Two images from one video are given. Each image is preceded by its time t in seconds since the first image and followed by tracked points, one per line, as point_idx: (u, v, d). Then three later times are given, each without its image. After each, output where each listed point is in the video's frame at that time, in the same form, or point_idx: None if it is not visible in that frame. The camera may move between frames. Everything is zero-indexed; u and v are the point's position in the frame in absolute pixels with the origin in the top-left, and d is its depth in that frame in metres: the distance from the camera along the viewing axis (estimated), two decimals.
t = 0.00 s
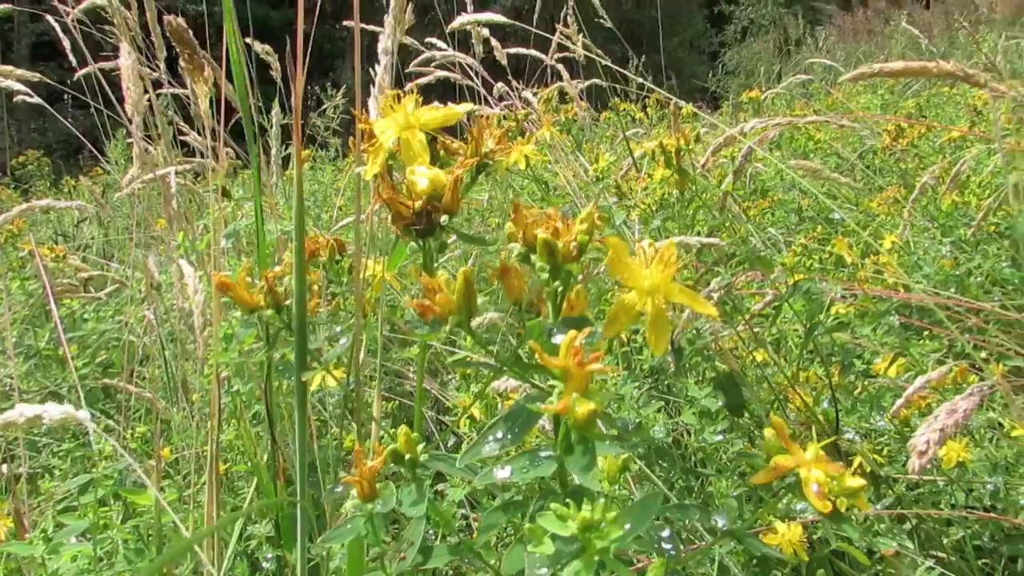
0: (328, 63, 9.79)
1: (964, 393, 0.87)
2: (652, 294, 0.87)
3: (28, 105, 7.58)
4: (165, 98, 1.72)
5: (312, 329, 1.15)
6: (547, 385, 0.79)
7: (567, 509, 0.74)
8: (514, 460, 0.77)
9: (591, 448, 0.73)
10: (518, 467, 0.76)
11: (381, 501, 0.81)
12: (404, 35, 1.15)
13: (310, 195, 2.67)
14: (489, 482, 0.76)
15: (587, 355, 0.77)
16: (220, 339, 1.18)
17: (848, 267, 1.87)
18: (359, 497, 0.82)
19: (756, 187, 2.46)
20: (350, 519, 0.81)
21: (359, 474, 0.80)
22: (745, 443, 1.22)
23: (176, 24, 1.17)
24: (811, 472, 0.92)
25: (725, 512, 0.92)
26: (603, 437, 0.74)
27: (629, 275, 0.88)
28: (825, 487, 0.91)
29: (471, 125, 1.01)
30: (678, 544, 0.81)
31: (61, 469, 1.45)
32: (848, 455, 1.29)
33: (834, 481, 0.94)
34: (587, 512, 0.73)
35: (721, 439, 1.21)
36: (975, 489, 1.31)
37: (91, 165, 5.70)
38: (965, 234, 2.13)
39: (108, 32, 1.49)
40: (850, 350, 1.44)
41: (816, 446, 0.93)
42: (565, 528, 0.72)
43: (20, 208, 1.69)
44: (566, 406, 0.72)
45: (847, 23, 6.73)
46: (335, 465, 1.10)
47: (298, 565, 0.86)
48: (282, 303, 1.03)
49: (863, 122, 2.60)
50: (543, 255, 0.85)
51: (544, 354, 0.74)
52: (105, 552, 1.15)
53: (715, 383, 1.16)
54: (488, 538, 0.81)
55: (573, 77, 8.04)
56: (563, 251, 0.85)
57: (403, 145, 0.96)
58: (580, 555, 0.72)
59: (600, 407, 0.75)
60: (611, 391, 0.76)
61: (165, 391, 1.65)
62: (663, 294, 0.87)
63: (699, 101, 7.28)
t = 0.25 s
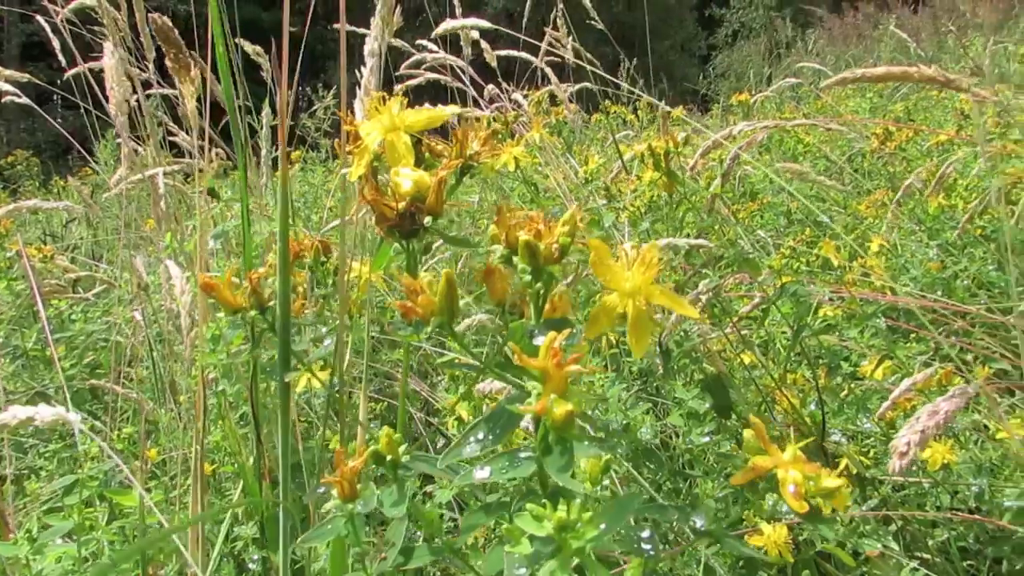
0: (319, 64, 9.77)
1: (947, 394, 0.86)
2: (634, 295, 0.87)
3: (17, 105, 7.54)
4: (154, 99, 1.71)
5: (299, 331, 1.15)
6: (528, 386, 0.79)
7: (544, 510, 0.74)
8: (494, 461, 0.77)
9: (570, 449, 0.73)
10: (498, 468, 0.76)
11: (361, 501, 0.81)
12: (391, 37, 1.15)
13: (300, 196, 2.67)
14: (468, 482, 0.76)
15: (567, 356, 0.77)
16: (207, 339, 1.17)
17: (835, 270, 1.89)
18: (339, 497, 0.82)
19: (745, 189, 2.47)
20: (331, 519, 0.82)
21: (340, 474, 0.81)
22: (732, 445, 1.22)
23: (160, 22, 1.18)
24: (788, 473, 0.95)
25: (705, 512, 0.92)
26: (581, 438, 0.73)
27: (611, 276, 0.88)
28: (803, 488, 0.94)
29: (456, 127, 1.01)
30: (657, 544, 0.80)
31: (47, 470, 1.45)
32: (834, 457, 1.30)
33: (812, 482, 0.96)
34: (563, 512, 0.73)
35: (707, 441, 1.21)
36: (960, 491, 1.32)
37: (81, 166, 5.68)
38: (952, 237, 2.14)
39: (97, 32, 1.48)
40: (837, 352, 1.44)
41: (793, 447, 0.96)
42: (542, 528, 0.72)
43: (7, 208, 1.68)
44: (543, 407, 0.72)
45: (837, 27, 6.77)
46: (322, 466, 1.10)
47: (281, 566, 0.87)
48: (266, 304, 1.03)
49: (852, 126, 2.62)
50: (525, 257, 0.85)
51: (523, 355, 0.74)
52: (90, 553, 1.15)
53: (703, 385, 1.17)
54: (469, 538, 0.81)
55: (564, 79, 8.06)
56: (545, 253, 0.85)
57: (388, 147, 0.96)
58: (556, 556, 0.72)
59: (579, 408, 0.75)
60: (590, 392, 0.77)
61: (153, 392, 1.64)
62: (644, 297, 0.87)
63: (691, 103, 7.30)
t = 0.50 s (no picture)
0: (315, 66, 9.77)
1: (936, 395, 0.86)
2: (618, 300, 0.88)
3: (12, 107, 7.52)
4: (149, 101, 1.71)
5: (291, 333, 1.15)
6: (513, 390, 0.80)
7: (528, 512, 0.75)
8: (480, 464, 0.78)
9: (554, 452, 0.74)
10: (484, 472, 0.77)
11: (350, 504, 0.81)
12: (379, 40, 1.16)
13: (295, 198, 2.66)
14: (455, 485, 0.77)
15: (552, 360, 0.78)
16: (200, 343, 1.17)
17: (829, 272, 1.89)
18: (328, 500, 0.82)
19: (740, 191, 2.48)
20: (320, 522, 0.82)
21: (329, 478, 0.82)
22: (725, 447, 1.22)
23: (147, 28, 1.16)
24: (772, 475, 0.96)
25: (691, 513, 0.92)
26: (566, 442, 0.74)
27: (596, 281, 0.89)
28: (786, 489, 0.94)
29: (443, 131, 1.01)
30: (645, 547, 0.82)
31: (41, 473, 1.44)
32: (828, 459, 1.30)
33: (794, 484, 0.96)
34: (547, 515, 0.74)
35: (701, 443, 1.20)
36: (953, 493, 1.32)
37: (74, 168, 5.67)
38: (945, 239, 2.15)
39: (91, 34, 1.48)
40: (830, 354, 1.45)
41: (778, 450, 0.96)
42: (526, 531, 0.73)
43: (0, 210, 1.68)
44: (527, 411, 0.73)
45: (831, 29, 6.79)
46: (316, 468, 1.10)
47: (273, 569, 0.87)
48: (256, 309, 1.03)
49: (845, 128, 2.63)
50: (509, 262, 0.85)
51: (507, 359, 0.74)
52: (84, 556, 1.15)
53: (697, 388, 1.18)
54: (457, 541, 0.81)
55: (560, 81, 8.07)
56: (529, 258, 0.85)
57: (375, 152, 0.96)
58: (540, 558, 0.73)
59: (563, 411, 0.75)
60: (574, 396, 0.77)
61: (147, 394, 1.64)
62: (628, 300, 0.88)
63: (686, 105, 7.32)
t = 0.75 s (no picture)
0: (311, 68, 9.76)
1: (923, 394, 0.86)
2: (599, 297, 0.88)
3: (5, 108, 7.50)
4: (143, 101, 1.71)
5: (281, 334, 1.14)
6: (493, 386, 0.81)
7: (506, 506, 0.74)
8: (461, 460, 0.78)
9: (533, 447, 0.74)
10: (464, 467, 0.77)
11: (332, 501, 0.83)
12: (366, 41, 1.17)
13: (290, 199, 2.66)
14: (436, 481, 0.77)
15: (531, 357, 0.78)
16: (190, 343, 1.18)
17: (821, 273, 1.90)
18: (310, 496, 0.83)
19: (733, 192, 2.48)
20: (302, 517, 0.84)
21: (311, 473, 0.82)
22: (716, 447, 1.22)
23: (129, 26, 1.16)
24: (750, 471, 0.96)
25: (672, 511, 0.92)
26: (545, 437, 0.74)
27: (577, 279, 0.89)
28: (764, 485, 0.95)
29: (427, 130, 1.01)
30: (626, 543, 0.83)
31: (32, 474, 1.44)
32: (819, 459, 1.30)
33: (770, 479, 0.98)
34: (524, 510, 0.73)
35: (692, 443, 1.20)
36: (943, 492, 1.32)
37: (69, 169, 5.66)
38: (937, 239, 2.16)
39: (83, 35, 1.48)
40: (821, 354, 1.45)
41: (756, 446, 0.97)
42: (503, 525, 0.72)
43: None
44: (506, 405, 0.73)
45: (826, 31, 6.81)
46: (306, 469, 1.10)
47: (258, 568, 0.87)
48: (241, 307, 1.04)
49: (838, 130, 2.64)
50: (490, 260, 0.85)
51: (486, 355, 0.75)
52: (73, 557, 1.15)
53: (688, 387, 1.18)
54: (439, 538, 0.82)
55: (555, 83, 8.08)
56: (509, 256, 0.85)
57: (359, 151, 0.96)
58: (517, 552, 0.72)
59: (542, 406, 0.75)
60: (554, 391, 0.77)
61: (139, 395, 1.64)
62: (609, 299, 0.88)
63: (681, 107, 7.34)
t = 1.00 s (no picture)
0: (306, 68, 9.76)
1: (912, 395, 0.87)
2: (585, 302, 0.90)
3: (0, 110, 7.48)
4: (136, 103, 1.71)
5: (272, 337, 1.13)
6: (480, 391, 0.81)
7: (491, 510, 0.76)
8: (448, 464, 0.78)
9: (518, 451, 0.75)
10: (451, 471, 0.77)
11: (321, 504, 0.83)
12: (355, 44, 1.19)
13: (285, 201, 2.67)
14: (423, 485, 0.78)
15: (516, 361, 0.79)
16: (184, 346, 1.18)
17: (814, 274, 1.91)
18: (299, 499, 0.83)
19: (728, 194, 2.49)
20: (291, 520, 0.84)
21: (300, 477, 0.82)
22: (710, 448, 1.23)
23: (121, 30, 1.16)
24: (735, 473, 0.97)
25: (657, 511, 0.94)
26: (529, 441, 0.76)
27: (564, 284, 0.90)
28: (749, 487, 0.95)
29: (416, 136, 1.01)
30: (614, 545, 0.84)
31: (27, 476, 1.45)
32: (812, 460, 1.31)
33: (755, 482, 0.99)
34: (509, 513, 0.74)
35: (685, 443, 1.20)
36: (935, 492, 1.33)
37: (64, 170, 5.65)
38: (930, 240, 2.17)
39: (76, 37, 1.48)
40: (814, 355, 1.46)
41: (742, 449, 0.97)
42: (487, 528, 0.74)
43: None
44: (491, 411, 0.75)
45: (821, 31, 6.83)
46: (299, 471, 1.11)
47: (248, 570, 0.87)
48: (232, 311, 1.06)
49: (832, 131, 2.65)
50: (476, 266, 0.86)
51: (472, 360, 0.76)
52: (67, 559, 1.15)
53: (681, 389, 1.19)
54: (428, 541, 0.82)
55: (552, 83, 8.09)
56: (496, 262, 0.86)
57: (347, 157, 0.97)
58: (502, 555, 0.74)
59: (527, 409, 0.77)
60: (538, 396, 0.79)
61: (134, 397, 1.64)
62: (595, 303, 0.90)
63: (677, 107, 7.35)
